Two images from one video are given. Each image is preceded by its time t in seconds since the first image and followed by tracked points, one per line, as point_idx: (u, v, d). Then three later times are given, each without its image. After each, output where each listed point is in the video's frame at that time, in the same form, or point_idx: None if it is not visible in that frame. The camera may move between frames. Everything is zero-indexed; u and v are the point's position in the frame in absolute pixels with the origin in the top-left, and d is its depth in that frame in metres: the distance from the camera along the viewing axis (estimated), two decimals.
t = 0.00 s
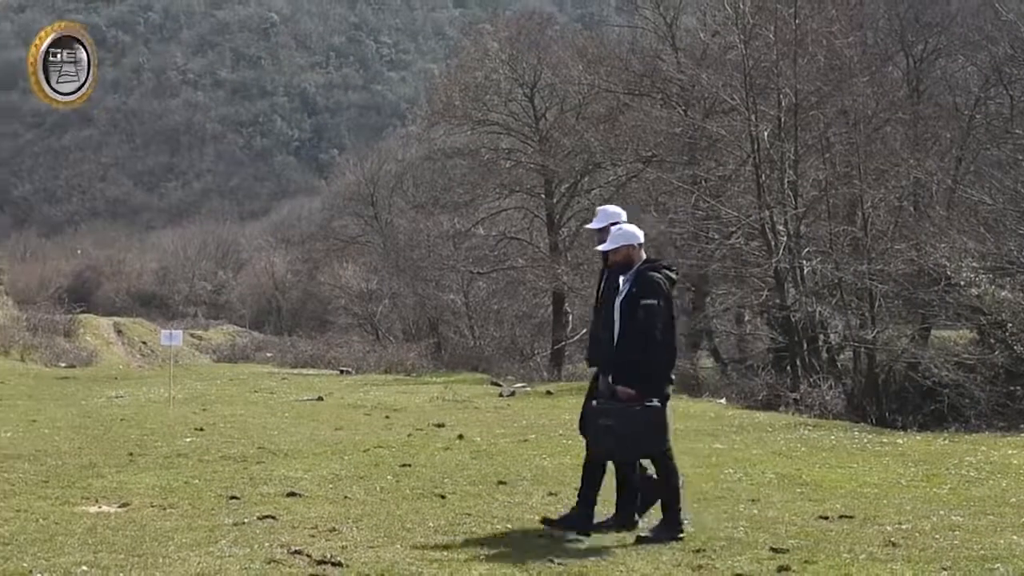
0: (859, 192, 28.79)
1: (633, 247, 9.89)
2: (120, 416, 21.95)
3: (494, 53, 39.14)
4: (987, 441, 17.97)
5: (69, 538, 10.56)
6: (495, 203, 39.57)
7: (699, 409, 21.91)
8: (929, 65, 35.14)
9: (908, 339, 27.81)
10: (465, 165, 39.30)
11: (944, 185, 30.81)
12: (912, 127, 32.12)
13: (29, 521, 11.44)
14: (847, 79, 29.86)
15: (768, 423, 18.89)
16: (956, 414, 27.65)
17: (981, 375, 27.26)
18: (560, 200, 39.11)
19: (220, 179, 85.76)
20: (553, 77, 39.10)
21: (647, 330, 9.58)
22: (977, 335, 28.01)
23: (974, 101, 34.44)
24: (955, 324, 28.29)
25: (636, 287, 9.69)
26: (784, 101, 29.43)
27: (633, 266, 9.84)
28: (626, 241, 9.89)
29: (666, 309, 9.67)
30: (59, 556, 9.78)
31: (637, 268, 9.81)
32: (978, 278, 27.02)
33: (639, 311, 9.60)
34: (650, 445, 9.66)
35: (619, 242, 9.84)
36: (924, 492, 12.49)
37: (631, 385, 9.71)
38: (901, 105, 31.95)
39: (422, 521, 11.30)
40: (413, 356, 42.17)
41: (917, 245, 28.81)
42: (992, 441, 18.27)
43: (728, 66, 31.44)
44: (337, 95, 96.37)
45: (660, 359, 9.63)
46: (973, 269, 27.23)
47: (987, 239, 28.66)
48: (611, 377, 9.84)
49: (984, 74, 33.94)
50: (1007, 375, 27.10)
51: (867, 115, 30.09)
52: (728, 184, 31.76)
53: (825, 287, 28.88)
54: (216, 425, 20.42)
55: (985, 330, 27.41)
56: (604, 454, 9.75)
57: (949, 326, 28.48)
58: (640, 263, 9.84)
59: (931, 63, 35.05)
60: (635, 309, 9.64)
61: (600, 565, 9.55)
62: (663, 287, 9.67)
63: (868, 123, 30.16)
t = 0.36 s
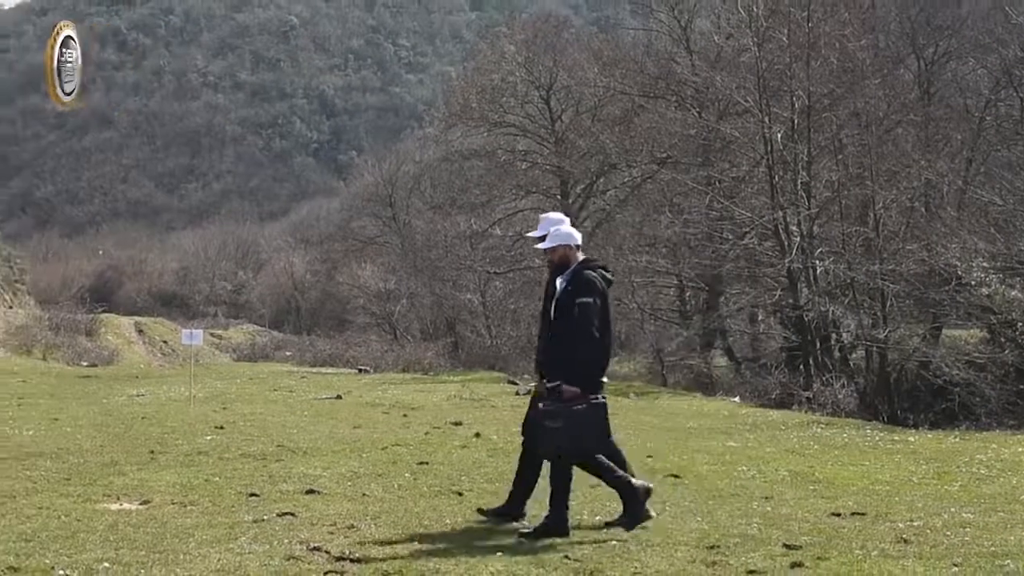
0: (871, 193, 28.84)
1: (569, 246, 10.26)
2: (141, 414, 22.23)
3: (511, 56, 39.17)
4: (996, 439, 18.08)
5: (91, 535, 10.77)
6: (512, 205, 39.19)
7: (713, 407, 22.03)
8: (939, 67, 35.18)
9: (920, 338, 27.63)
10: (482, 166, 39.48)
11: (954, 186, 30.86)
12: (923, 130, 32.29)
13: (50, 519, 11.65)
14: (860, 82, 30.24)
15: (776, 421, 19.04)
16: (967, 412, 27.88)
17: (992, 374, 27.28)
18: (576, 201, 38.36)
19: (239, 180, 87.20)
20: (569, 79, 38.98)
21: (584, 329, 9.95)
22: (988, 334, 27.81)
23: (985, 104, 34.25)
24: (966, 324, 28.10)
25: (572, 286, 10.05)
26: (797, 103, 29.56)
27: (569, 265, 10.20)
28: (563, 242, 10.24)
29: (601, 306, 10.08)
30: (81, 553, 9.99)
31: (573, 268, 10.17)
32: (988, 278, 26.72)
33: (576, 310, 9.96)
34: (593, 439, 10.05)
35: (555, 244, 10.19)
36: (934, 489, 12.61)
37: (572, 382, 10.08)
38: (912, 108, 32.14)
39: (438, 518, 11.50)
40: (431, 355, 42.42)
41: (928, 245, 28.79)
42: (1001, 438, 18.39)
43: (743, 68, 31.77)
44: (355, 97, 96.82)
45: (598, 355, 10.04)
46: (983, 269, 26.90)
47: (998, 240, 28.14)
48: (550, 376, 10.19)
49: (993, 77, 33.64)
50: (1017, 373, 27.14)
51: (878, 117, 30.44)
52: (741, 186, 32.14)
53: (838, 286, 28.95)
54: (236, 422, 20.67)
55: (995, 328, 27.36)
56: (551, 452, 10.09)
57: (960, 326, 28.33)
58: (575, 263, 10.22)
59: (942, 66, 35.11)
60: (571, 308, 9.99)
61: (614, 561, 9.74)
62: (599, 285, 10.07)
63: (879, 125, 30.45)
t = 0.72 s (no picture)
0: (883, 195, 28.91)
1: (525, 248, 10.08)
2: (163, 412, 22.53)
3: (528, 59, 39.26)
4: (1008, 438, 18.08)
5: (113, 532, 11.04)
6: (529, 205, 39.24)
7: (725, 405, 22.22)
8: (949, 71, 34.50)
9: (931, 337, 27.79)
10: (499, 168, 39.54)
11: (966, 187, 30.31)
12: (935, 132, 32.41)
13: (74, 516, 11.91)
14: (872, 85, 30.22)
15: (791, 419, 19.20)
16: (978, 410, 27.98)
17: (1001, 372, 27.28)
18: (591, 202, 39.36)
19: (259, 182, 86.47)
20: (585, 82, 39.18)
21: (540, 331, 9.78)
22: (998, 334, 27.93)
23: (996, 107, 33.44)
24: (976, 324, 28.19)
25: (527, 288, 9.87)
26: (809, 106, 29.70)
27: (526, 267, 10.03)
28: (520, 244, 10.06)
29: (557, 307, 9.93)
30: (103, 549, 10.25)
31: (528, 270, 10.00)
32: (999, 279, 26.87)
33: (532, 312, 9.80)
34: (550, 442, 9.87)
35: (512, 246, 10.01)
36: (945, 486, 12.74)
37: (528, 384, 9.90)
38: (924, 111, 32.12)
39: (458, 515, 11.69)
40: (450, 354, 42.80)
41: (940, 245, 28.68)
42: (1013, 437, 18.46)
43: (756, 71, 31.80)
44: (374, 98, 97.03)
45: (554, 358, 9.89)
46: (994, 270, 27.01)
47: (1009, 242, 28.01)
48: (506, 379, 10.01)
49: (1004, 79, 32.83)
50: None
51: (890, 120, 30.46)
52: (755, 188, 31.90)
53: (851, 286, 29.20)
54: (256, 421, 20.88)
55: (1005, 328, 27.42)
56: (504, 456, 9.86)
57: (970, 325, 28.56)
58: (531, 265, 10.04)
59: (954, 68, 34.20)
60: (526, 310, 9.82)
61: (630, 557, 9.94)
62: (553, 288, 9.91)
63: (892, 127, 30.58)
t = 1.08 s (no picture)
0: (897, 196, 29.03)
1: (482, 250, 10.16)
2: (184, 411, 22.77)
3: (545, 61, 39.45)
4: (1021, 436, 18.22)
5: (134, 530, 11.21)
6: (545, 205, 39.85)
7: (741, 404, 22.36)
8: (964, 72, 34.46)
9: (945, 337, 27.83)
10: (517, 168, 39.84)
11: (979, 188, 30.03)
12: (948, 133, 32.21)
13: (95, 514, 12.10)
14: (886, 87, 29.96)
15: (807, 417, 19.47)
16: (991, 408, 28.02)
17: (1014, 372, 27.24)
18: (609, 203, 39.65)
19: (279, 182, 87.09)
20: (602, 84, 39.53)
21: (495, 331, 9.94)
22: (1010, 334, 27.89)
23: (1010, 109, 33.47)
24: (989, 323, 28.20)
25: (487, 288, 10.01)
26: (824, 108, 29.76)
27: (482, 269, 10.14)
28: (476, 245, 10.17)
29: (513, 311, 10.02)
30: (123, 546, 10.42)
31: (488, 270, 10.11)
32: (1012, 279, 26.53)
33: (489, 311, 9.94)
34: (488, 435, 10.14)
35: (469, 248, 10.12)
36: (958, 484, 12.83)
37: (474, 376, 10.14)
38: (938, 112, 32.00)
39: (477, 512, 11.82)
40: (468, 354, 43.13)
41: (953, 245, 28.51)
42: None
43: (772, 73, 31.99)
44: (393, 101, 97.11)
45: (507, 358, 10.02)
46: (1007, 270, 26.68)
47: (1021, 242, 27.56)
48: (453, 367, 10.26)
49: (1018, 81, 32.88)
50: None
51: (905, 121, 30.48)
52: (770, 188, 31.95)
53: (865, 286, 29.31)
54: (276, 420, 21.09)
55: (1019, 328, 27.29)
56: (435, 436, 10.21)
57: (984, 325, 28.60)
58: (487, 267, 10.14)
59: (967, 70, 34.26)
60: (484, 309, 9.96)
61: (646, 555, 10.08)
62: (510, 291, 10.01)
63: (905, 128, 30.44)
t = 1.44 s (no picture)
0: (913, 197, 28.91)
1: (452, 252, 10.09)
2: (203, 411, 22.97)
3: (563, 63, 39.59)
4: None
5: (154, 528, 11.32)
6: (563, 206, 40.04)
7: (759, 403, 22.40)
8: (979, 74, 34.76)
9: (961, 337, 27.64)
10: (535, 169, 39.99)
11: (995, 189, 29.62)
12: (963, 134, 31.83)
13: (115, 513, 12.24)
14: (903, 87, 30.05)
15: (826, 416, 19.56)
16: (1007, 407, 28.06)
17: None
18: (626, 203, 39.90)
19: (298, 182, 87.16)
20: (619, 85, 39.50)
21: (465, 329, 9.81)
22: None
23: None
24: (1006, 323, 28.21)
25: (462, 288, 9.94)
26: (840, 108, 29.88)
27: (456, 271, 10.09)
28: (448, 247, 10.09)
29: (485, 313, 9.89)
30: (143, 545, 10.52)
31: (461, 271, 10.06)
32: None
33: (461, 309, 9.87)
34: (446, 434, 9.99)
35: (439, 248, 10.05)
36: (974, 483, 12.87)
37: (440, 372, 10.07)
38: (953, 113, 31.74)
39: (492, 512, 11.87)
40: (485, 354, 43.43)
41: (970, 246, 28.19)
42: None
43: (789, 74, 31.81)
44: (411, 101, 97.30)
45: (477, 359, 9.85)
46: None
47: None
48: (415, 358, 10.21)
49: None
50: None
51: (921, 122, 30.44)
52: (787, 188, 31.77)
53: (881, 287, 29.12)
54: (295, 419, 21.26)
55: None
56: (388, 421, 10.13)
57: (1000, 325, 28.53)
58: (461, 268, 10.08)
59: (982, 72, 35.02)
60: (459, 308, 9.88)
61: (664, 554, 10.15)
62: (484, 293, 9.91)
63: (922, 129, 30.55)
